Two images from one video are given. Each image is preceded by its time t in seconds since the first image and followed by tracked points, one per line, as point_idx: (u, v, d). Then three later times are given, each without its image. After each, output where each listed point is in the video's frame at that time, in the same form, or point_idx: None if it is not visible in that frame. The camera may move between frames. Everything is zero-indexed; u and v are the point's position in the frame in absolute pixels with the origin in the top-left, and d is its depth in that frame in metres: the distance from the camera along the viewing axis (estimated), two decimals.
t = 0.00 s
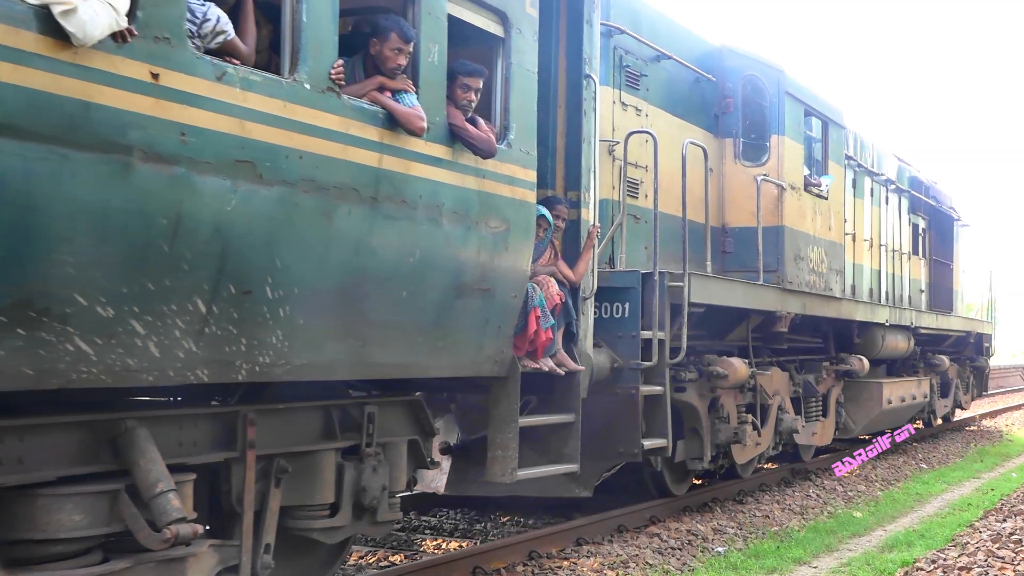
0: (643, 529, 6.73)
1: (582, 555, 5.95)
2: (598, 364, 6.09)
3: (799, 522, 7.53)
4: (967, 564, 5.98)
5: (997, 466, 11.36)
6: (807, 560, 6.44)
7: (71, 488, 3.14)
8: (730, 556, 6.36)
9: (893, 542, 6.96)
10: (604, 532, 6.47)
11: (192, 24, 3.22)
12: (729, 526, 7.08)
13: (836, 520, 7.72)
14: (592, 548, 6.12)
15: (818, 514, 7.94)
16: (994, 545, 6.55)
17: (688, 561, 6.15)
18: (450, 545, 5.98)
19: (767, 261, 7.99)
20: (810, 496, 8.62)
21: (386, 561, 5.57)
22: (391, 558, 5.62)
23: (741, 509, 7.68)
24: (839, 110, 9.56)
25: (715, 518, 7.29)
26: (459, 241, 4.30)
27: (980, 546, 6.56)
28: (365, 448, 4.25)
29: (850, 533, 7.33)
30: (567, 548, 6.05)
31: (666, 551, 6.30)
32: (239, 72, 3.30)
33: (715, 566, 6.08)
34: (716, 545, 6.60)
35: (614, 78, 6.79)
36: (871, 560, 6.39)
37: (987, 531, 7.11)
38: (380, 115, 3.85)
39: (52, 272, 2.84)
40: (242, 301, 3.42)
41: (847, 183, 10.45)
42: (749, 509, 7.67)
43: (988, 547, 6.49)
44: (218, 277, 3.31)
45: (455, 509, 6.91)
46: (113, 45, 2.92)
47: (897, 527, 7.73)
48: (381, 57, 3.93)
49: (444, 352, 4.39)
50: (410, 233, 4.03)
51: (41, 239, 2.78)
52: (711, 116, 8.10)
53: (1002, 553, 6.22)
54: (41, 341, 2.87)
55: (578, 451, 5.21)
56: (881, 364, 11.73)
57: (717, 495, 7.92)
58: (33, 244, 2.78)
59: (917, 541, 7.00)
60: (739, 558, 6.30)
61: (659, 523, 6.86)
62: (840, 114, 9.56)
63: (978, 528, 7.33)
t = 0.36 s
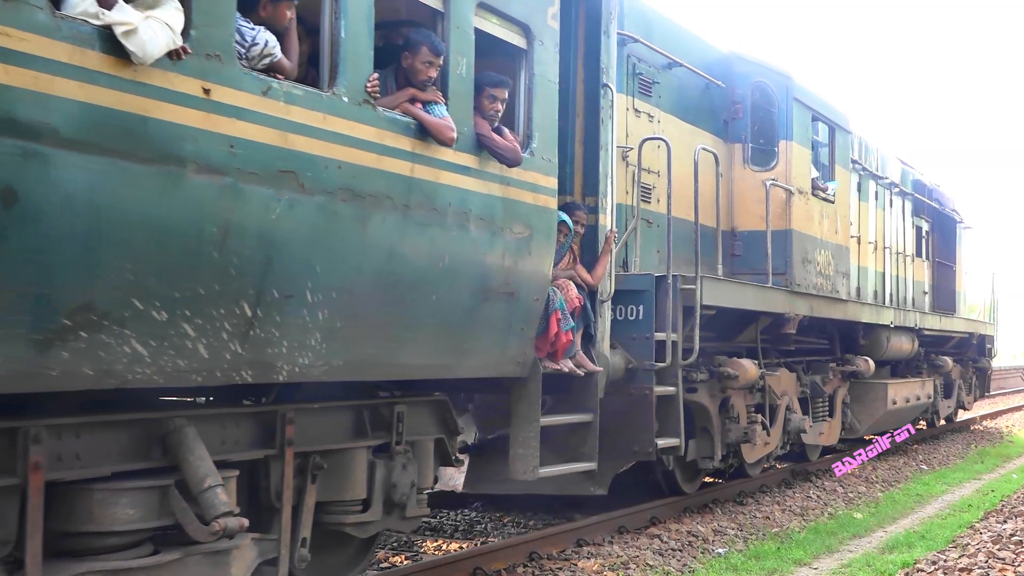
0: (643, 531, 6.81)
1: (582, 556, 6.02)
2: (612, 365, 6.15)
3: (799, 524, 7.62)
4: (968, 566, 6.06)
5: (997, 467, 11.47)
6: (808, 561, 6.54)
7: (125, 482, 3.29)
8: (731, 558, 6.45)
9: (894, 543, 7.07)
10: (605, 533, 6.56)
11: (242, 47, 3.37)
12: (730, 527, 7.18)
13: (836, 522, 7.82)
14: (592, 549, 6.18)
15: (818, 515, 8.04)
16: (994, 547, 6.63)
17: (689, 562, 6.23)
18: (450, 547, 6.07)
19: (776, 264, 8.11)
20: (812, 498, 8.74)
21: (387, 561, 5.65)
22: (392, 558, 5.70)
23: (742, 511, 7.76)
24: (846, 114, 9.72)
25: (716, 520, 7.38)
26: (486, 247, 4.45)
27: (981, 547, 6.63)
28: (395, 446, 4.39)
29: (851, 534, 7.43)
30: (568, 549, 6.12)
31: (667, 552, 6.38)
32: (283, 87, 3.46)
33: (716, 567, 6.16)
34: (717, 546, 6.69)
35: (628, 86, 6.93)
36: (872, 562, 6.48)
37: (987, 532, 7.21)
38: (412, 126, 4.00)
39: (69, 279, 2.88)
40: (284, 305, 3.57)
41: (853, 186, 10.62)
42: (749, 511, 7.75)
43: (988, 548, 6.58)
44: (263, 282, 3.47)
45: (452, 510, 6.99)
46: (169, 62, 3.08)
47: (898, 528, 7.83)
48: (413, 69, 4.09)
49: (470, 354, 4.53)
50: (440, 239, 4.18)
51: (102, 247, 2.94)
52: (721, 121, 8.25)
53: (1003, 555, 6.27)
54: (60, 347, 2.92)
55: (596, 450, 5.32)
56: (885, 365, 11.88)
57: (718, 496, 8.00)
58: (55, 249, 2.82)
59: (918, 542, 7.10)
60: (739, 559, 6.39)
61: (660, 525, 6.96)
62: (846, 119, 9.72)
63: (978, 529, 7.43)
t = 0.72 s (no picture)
0: (645, 532, 6.86)
1: (584, 557, 6.04)
2: (629, 366, 6.20)
3: (801, 525, 7.70)
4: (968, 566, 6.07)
5: (999, 468, 11.58)
6: (810, 562, 6.62)
7: (178, 478, 3.46)
8: (732, 559, 6.50)
9: (896, 544, 7.18)
10: (606, 535, 6.58)
11: (288, 64, 3.56)
12: (731, 528, 7.26)
13: (837, 523, 7.91)
14: (593, 550, 6.21)
15: (820, 517, 8.14)
16: (996, 548, 6.68)
17: (691, 564, 6.27)
18: (451, 548, 6.12)
19: (786, 267, 8.24)
20: (812, 499, 8.87)
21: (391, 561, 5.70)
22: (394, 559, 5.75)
23: (743, 512, 7.82)
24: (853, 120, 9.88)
25: (717, 521, 7.45)
26: (513, 252, 4.60)
27: (983, 549, 6.69)
28: (425, 444, 4.54)
29: (852, 535, 7.53)
30: (569, 551, 6.14)
31: (668, 553, 6.42)
32: (327, 101, 3.62)
33: (717, 568, 6.20)
34: (718, 547, 6.75)
35: (643, 93, 7.08)
36: (873, 563, 6.54)
37: (989, 533, 7.30)
38: (444, 137, 4.17)
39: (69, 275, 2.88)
40: (326, 309, 3.73)
41: (860, 190, 10.79)
42: (750, 513, 7.84)
43: (991, 549, 6.63)
44: (307, 286, 3.63)
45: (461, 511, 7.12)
46: (223, 78, 3.25)
47: (899, 530, 7.94)
48: (444, 82, 4.24)
49: (496, 356, 4.68)
50: (470, 245, 4.34)
51: (162, 255, 3.10)
52: (732, 127, 8.38)
53: (1004, 556, 6.31)
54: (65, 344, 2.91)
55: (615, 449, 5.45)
56: (891, 366, 12.03)
57: (719, 498, 8.03)
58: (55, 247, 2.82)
59: (920, 544, 7.21)
60: (741, 560, 6.46)
61: (661, 526, 7.03)
62: (854, 124, 9.89)
63: (980, 530, 7.52)
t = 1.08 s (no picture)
0: (646, 533, 7.00)
1: (584, 557, 6.16)
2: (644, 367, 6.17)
3: (802, 525, 7.84)
4: (970, 566, 6.19)
5: (1000, 468, 11.70)
6: (811, 562, 6.74)
7: (227, 472, 3.63)
8: (733, 560, 6.61)
9: (897, 545, 7.32)
10: (606, 535, 6.71)
11: (332, 78, 3.75)
12: (732, 528, 7.41)
13: (839, 524, 8.06)
14: (594, 550, 6.33)
15: (820, 518, 8.27)
16: (997, 548, 6.80)
17: (691, 564, 6.38)
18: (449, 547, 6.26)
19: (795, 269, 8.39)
20: (813, 500, 9.01)
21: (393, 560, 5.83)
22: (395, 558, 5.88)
23: (743, 513, 7.95)
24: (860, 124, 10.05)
25: (718, 521, 7.60)
26: (538, 256, 4.71)
27: (984, 549, 6.81)
28: (454, 441, 4.67)
29: (853, 536, 7.67)
30: (570, 551, 6.26)
31: (668, 553, 6.53)
32: (367, 113, 3.80)
33: (718, 569, 6.31)
34: (719, 547, 6.88)
35: (657, 100, 7.24)
36: (874, 564, 6.63)
37: (990, 534, 7.43)
38: (474, 146, 4.31)
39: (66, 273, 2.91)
40: (365, 311, 3.90)
41: (866, 193, 10.95)
42: (751, 514, 7.98)
43: (992, 550, 6.72)
44: (348, 290, 3.80)
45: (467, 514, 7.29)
46: (273, 93, 3.44)
47: (900, 530, 8.08)
48: (474, 93, 4.37)
49: (520, 357, 4.76)
50: (498, 250, 4.47)
51: (217, 260, 3.30)
52: (742, 131, 8.53)
53: (1005, 556, 6.44)
54: (60, 338, 2.93)
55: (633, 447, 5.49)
56: (896, 366, 12.19)
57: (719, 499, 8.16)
58: (48, 244, 2.84)
59: (920, 544, 7.35)
60: (742, 561, 6.58)
61: (662, 527, 7.17)
62: (861, 128, 10.05)
63: (981, 531, 7.65)
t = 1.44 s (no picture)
0: (645, 533, 7.17)
1: (585, 557, 6.32)
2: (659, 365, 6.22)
3: (802, 526, 8.01)
4: (970, 566, 6.33)
5: (1001, 468, 11.86)
6: (811, 562, 6.91)
7: (271, 467, 3.80)
8: (733, 560, 6.76)
9: (897, 545, 7.50)
10: (608, 536, 6.89)
11: (372, 92, 3.95)
12: (732, 529, 7.58)
13: (839, 524, 8.23)
14: (594, 550, 6.49)
15: (819, 518, 8.45)
16: (997, 549, 6.94)
17: (692, 565, 6.52)
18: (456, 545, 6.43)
19: (804, 271, 8.57)
20: (813, 500, 9.19)
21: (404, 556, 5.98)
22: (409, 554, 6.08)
23: (744, 512, 8.14)
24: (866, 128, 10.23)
25: (717, 521, 7.78)
26: (563, 261, 4.82)
27: (983, 549, 6.96)
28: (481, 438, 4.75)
29: (853, 536, 7.86)
30: (570, 551, 6.43)
31: (668, 553, 6.67)
32: (404, 124, 4.00)
33: (719, 568, 6.46)
34: (719, 547, 7.04)
35: (670, 107, 7.41)
36: (875, 564, 6.78)
37: (989, 534, 7.60)
38: (502, 154, 4.45)
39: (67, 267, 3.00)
40: (401, 313, 4.07)
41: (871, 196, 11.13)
42: (750, 513, 8.13)
43: (991, 550, 6.87)
44: (387, 293, 3.99)
45: (473, 517, 7.49)
46: (320, 107, 3.68)
47: (899, 531, 8.27)
48: (502, 103, 4.50)
49: (547, 357, 4.86)
50: (525, 254, 4.59)
51: (268, 265, 3.54)
52: (750, 137, 8.72)
53: (1005, 556, 6.57)
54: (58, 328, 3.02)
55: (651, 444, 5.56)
56: (900, 366, 12.36)
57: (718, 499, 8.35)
58: (44, 237, 2.93)
59: (920, 544, 7.53)
60: (741, 561, 6.74)
61: (662, 527, 7.34)
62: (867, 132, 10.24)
63: (981, 531, 7.82)
